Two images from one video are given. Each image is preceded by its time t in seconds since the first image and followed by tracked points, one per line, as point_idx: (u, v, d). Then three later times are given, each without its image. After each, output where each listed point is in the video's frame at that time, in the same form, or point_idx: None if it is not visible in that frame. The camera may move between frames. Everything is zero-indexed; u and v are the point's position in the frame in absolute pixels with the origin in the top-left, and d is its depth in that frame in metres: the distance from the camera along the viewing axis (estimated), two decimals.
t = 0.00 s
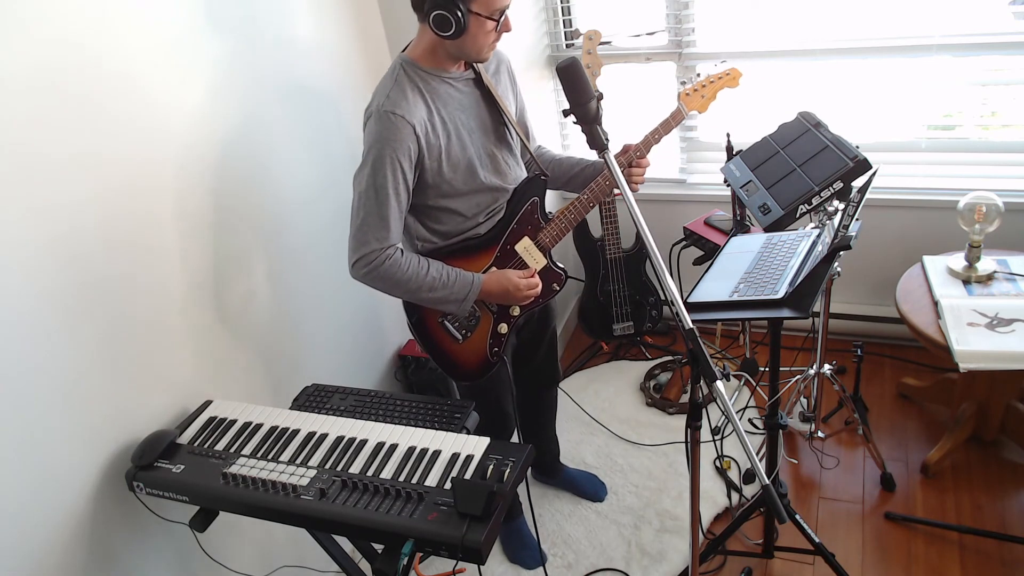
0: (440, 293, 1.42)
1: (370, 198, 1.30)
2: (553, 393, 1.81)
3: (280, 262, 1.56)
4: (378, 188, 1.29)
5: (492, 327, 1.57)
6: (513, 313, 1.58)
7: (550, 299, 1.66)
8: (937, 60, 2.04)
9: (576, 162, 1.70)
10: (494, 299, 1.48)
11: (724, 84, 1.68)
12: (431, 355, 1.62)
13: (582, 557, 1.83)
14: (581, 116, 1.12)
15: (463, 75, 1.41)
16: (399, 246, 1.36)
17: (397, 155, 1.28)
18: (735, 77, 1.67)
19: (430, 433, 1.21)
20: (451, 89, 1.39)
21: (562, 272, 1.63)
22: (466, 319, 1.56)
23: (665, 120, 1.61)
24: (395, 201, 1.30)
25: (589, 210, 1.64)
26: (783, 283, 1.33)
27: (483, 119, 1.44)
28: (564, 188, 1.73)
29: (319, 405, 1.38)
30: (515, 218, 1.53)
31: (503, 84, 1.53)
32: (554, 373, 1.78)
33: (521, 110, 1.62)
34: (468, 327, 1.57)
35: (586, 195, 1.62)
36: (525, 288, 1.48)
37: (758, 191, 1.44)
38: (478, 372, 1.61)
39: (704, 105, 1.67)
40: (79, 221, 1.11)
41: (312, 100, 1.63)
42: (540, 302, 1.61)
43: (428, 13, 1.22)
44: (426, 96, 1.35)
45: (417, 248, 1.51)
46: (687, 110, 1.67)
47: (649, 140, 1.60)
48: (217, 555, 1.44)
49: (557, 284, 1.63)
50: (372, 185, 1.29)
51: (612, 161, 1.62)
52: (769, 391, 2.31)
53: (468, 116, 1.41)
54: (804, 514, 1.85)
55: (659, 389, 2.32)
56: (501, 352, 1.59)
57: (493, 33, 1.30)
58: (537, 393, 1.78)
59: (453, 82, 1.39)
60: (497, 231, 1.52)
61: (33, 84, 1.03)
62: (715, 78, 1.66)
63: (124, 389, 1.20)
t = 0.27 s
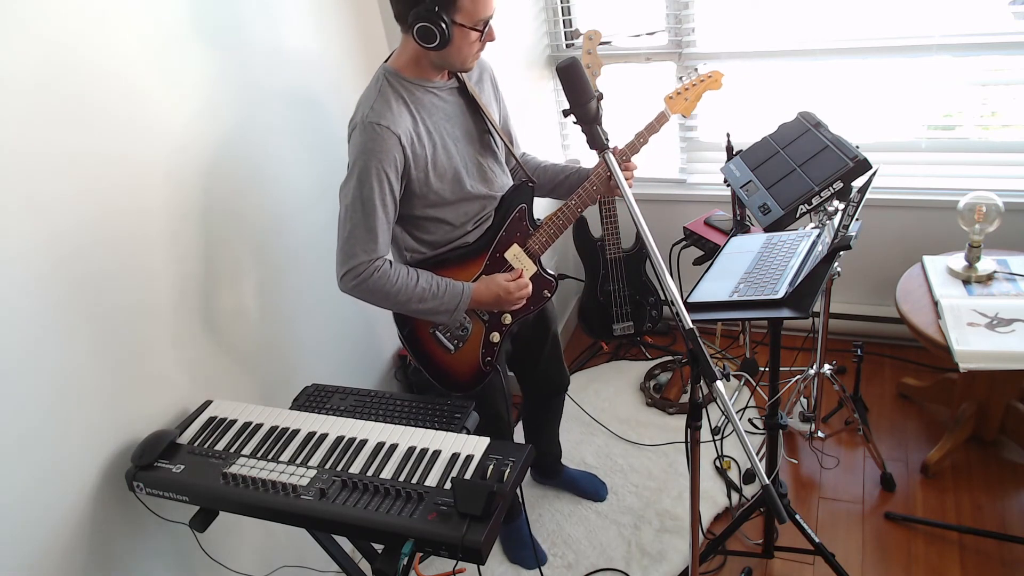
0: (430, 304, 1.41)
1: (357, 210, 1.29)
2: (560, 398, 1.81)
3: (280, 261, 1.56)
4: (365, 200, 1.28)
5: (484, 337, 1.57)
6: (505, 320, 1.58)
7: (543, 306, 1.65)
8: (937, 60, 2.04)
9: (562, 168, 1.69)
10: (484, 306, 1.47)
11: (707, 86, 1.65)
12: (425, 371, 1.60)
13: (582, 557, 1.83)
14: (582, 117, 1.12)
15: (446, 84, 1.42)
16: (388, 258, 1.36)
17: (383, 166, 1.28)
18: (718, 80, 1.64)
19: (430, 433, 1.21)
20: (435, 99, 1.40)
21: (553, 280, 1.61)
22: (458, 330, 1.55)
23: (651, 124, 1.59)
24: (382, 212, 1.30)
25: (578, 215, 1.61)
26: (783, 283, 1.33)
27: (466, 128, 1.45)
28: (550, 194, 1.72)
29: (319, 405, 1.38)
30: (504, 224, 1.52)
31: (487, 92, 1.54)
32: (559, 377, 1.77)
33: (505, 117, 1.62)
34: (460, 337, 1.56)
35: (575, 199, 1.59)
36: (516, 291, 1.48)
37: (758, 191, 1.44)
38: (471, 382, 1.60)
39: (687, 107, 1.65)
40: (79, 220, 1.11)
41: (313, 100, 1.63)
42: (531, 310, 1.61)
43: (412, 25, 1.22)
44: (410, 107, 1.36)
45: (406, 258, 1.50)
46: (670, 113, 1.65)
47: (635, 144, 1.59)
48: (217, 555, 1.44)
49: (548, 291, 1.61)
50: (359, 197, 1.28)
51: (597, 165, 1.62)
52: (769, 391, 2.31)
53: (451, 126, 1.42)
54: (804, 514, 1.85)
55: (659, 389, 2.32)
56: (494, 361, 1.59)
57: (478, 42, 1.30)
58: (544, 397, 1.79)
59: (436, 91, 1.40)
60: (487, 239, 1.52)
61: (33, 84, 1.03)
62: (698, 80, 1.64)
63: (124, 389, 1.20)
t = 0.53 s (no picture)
0: (421, 307, 1.41)
1: (347, 214, 1.29)
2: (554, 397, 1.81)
3: (280, 262, 1.56)
4: (355, 204, 1.28)
5: (477, 340, 1.57)
6: (499, 323, 1.56)
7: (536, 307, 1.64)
8: (937, 60, 2.04)
9: (554, 170, 1.69)
10: (477, 310, 1.47)
11: (698, 85, 1.66)
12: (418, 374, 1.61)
13: (582, 557, 1.83)
14: (582, 117, 1.12)
15: (435, 87, 1.42)
16: (378, 262, 1.35)
17: (373, 169, 1.28)
18: (708, 78, 1.65)
19: (430, 433, 1.21)
20: (424, 102, 1.40)
21: (546, 282, 1.60)
22: (451, 332, 1.56)
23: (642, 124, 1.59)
24: (372, 216, 1.30)
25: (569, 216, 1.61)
26: (783, 283, 1.33)
27: (455, 130, 1.45)
28: (543, 196, 1.72)
29: (319, 405, 1.38)
30: (496, 226, 1.52)
31: (476, 94, 1.55)
32: (554, 377, 1.77)
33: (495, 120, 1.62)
34: (454, 340, 1.56)
35: (566, 201, 1.59)
36: (508, 296, 1.47)
37: (758, 191, 1.44)
38: (465, 384, 1.60)
39: (678, 107, 1.66)
40: (79, 220, 1.11)
41: (313, 100, 1.64)
42: (526, 312, 1.60)
43: (401, 29, 1.22)
44: (399, 110, 1.36)
45: (398, 262, 1.50)
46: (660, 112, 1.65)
47: (625, 144, 1.58)
48: (217, 555, 1.44)
49: (542, 293, 1.60)
50: (349, 201, 1.28)
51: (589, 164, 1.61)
52: (769, 391, 2.31)
53: (441, 128, 1.42)
54: (804, 514, 1.85)
55: (659, 389, 2.32)
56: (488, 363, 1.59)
57: (467, 45, 1.30)
58: (536, 395, 1.79)
59: (426, 94, 1.40)
60: (479, 241, 1.52)
61: (34, 84, 1.04)
62: (689, 79, 1.64)
63: (123, 388, 1.20)
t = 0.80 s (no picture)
0: (416, 308, 1.40)
1: (340, 215, 1.29)
2: (556, 396, 1.80)
3: (280, 262, 1.56)
4: (348, 206, 1.28)
5: (472, 340, 1.57)
6: (493, 324, 1.56)
7: (532, 309, 1.64)
8: (937, 60, 2.04)
9: (550, 171, 1.68)
10: (471, 311, 1.47)
11: (695, 86, 1.65)
12: (413, 374, 1.60)
13: (582, 557, 1.83)
14: (582, 116, 1.12)
15: (430, 89, 1.42)
16: (372, 263, 1.35)
17: (366, 171, 1.28)
18: (705, 79, 1.64)
19: (430, 433, 1.21)
20: (417, 104, 1.40)
21: (541, 283, 1.59)
22: (445, 333, 1.55)
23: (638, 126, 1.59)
24: (365, 218, 1.30)
25: (564, 218, 1.61)
26: (783, 283, 1.33)
27: (449, 132, 1.45)
28: (539, 198, 1.72)
29: (319, 405, 1.38)
30: (490, 228, 1.52)
31: (471, 97, 1.54)
32: (555, 377, 1.77)
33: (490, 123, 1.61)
34: (448, 341, 1.56)
35: (561, 203, 1.59)
36: (502, 298, 1.46)
37: (758, 191, 1.44)
38: (460, 385, 1.60)
39: (675, 108, 1.65)
40: (79, 220, 1.11)
41: (313, 100, 1.64)
42: (521, 313, 1.59)
43: (395, 32, 1.22)
44: (392, 112, 1.36)
45: (393, 263, 1.50)
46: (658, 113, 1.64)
47: (621, 145, 1.58)
48: (217, 555, 1.44)
49: (537, 294, 1.59)
50: (342, 203, 1.28)
51: (585, 166, 1.61)
52: (769, 391, 2.31)
53: (435, 130, 1.42)
54: (804, 514, 1.85)
55: (659, 389, 2.32)
56: (483, 364, 1.59)
57: (461, 48, 1.30)
58: (538, 395, 1.78)
59: (420, 96, 1.40)
60: (473, 243, 1.52)
61: (34, 84, 1.04)
62: (685, 81, 1.64)
63: (123, 388, 1.20)
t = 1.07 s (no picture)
0: (411, 309, 1.40)
1: (335, 217, 1.29)
2: (568, 398, 1.80)
3: (280, 262, 1.56)
4: (343, 207, 1.28)
5: (468, 341, 1.57)
6: (489, 326, 1.56)
7: (530, 310, 1.63)
8: (937, 60, 2.04)
9: (548, 172, 1.68)
10: (467, 312, 1.47)
11: (695, 89, 1.65)
12: (409, 376, 1.60)
13: (582, 557, 1.83)
14: (581, 117, 1.12)
15: (427, 90, 1.42)
16: (368, 264, 1.35)
17: (361, 173, 1.28)
18: (704, 82, 1.64)
19: (430, 433, 1.21)
20: (415, 105, 1.40)
21: (538, 284, 1.59)
22: (441, 334, 1.55)
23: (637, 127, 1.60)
24: (361, 219, 1.30)
25: (563, 220, 1.61)
26: (783, 283, 1.33)
27: (446, 133, 1.45)
28: (537, 199, 1.72)
29: (320, 405, 1.38)
30: (486, 230, 1.52)
31: (470, 98, 1.54)
32: (568, 377, 1.77)
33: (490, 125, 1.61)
34: (443, 342, 1.56)
35: (559, 204, 1.59)
36: (498, 298, 1.46)
37: (758, 191, 1.44)
38: (456, 387, 1.60)
39: (674, 111, 1.66)
40: (78, 220, 1.11)
41: (313, 100, 1.64)
42: (517, 315, 1.59)
43: (393, 34, 1.22)
44: (389, 113, 1.36)
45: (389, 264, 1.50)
46: (657, 116, 1.65)
47: (619, 148, 1.59)
48: (217, 555, 1.44)
49: (533, 296, 1.59)
50: (337, 204, 1.28)
51: (582, 168, 1.62)
52: (769, 391, 2.31)
53: (431, 132, 1.42)
54: (804, 514, 1.85)
55: (659, 389, 2.32)
56: (478, 366, 1.59)
57: (460, 49, 1.30)
58: (548, 395, 1.78)
59: (417, 98, 1.40)
60: (470, 244, 1.51)
61: (35, 84, 1.04)
62: (685, 83, 1.64)
63: (123, 389, 1.20)
